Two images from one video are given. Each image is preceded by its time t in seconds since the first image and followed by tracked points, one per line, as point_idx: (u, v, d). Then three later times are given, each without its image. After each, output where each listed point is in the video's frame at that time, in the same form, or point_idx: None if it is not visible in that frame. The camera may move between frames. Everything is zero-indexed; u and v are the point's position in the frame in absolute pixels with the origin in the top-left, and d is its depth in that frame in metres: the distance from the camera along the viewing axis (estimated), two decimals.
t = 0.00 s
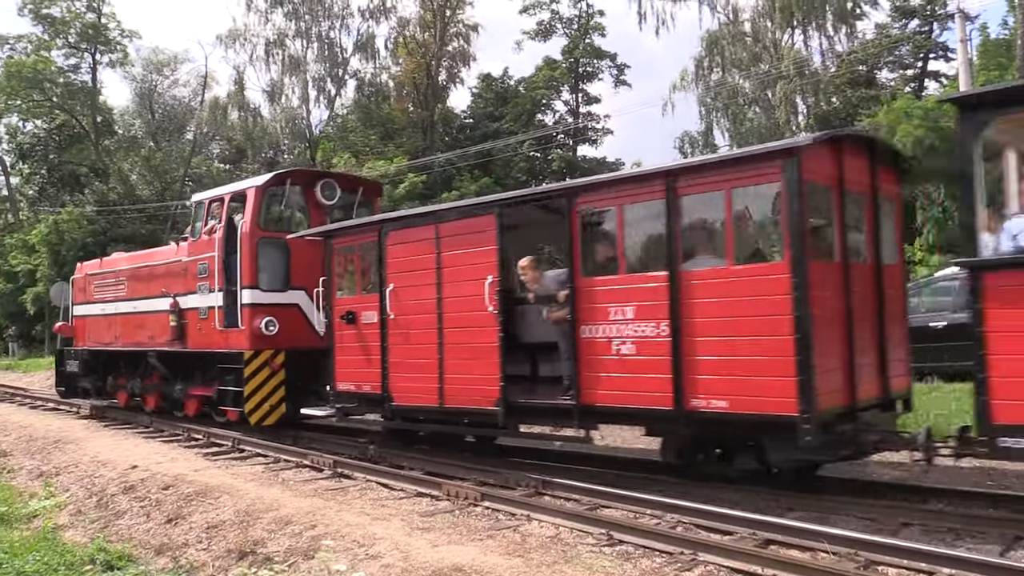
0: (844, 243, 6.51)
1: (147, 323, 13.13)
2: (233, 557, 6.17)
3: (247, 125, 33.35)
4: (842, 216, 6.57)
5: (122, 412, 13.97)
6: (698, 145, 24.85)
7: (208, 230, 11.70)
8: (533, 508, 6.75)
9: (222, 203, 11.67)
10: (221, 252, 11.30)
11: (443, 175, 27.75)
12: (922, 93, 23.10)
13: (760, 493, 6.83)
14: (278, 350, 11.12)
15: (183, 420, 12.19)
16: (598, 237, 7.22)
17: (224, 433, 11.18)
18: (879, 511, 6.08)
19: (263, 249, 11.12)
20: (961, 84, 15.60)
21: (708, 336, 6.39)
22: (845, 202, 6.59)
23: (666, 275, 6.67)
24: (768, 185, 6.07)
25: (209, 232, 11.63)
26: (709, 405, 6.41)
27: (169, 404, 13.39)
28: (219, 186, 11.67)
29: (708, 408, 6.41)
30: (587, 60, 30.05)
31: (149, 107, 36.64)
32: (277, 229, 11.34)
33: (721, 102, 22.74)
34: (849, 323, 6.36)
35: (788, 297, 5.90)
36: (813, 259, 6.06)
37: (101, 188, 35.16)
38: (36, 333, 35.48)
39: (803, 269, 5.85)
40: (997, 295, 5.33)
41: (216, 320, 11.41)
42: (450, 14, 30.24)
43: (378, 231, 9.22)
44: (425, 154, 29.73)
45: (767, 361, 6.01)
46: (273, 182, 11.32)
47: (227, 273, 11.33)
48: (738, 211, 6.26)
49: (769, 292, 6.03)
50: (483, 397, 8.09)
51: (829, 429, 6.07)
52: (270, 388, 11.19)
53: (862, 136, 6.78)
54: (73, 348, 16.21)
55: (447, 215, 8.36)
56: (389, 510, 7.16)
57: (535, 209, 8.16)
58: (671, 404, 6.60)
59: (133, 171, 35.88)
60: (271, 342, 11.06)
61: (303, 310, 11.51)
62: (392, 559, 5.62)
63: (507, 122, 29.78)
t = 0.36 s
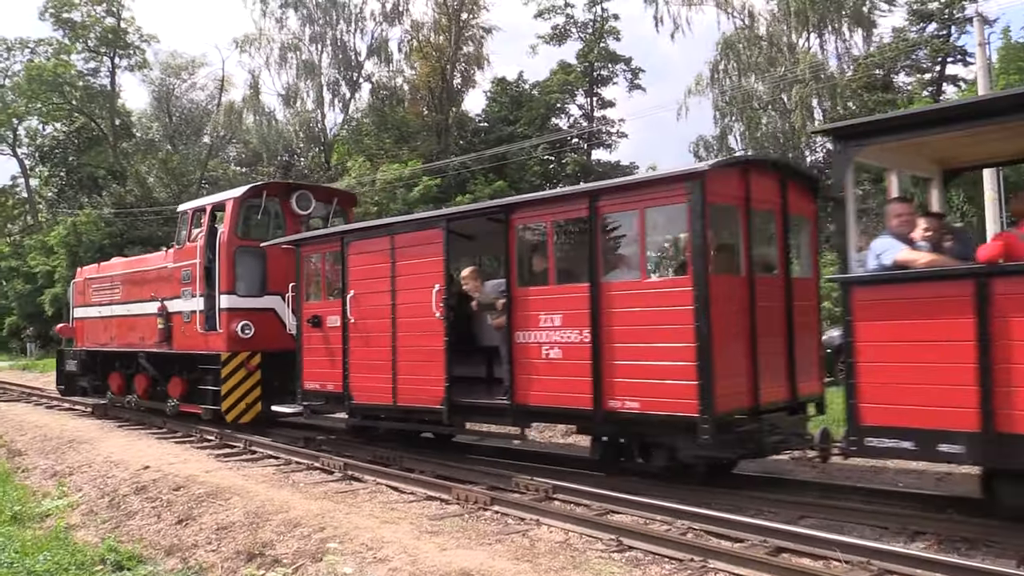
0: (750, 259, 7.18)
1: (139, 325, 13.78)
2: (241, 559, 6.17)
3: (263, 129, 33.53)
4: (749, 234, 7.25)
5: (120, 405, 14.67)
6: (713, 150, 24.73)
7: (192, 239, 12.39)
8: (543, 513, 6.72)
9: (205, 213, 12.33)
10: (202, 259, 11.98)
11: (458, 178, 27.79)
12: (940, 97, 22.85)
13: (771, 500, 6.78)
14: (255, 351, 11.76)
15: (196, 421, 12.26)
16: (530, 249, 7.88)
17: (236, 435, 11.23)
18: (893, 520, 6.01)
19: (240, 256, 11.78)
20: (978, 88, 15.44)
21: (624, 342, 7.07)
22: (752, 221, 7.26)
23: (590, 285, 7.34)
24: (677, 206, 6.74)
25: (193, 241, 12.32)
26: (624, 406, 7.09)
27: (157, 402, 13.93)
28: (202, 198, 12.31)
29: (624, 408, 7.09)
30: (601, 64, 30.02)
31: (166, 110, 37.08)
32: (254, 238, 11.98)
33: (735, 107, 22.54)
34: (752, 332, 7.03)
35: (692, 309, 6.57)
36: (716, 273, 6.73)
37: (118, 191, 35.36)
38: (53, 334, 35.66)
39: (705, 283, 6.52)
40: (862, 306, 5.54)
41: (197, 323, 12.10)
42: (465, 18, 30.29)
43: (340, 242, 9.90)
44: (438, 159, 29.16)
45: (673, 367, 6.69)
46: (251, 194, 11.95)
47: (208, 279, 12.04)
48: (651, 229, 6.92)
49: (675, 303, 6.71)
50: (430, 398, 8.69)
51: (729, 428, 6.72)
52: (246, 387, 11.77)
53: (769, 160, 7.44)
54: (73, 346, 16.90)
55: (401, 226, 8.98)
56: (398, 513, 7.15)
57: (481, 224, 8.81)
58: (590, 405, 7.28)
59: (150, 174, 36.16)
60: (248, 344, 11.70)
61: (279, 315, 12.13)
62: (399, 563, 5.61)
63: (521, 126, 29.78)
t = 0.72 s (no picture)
0: (666, 267, 7.84)
1: (131, 325, 14.37)
2: (247, 557, 6.19)
3: (278, 130, 33.92)
4: (666, 245, 7.92)
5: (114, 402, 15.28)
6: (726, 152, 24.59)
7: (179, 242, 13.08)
8: (549, 515, 6.71)
9: (190, 218, 13.06)
10: (186, 261, 12.68)
11: (470, 179, 27.88)
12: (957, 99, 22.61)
13: (780, 503, 6.72)
14: (235, 349, 12.52)
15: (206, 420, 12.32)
16: (472, 255, 8.54)
17: (246, 434, 11.26)
18: (904, 524, 5.93)
19: (222, 260, 12.51)
20: (995, 90, 15.27)
21: (552, 343, 7.72)
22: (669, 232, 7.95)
23: (522, 289, 8.02)
24: (596, 219, 7.43)
25: (179, 244, 13.02)
26: (550, 400, 7.75)
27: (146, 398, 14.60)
28: (189, 204, 13.03)
29: (550, 403, 7.75)
30: (615, 66, 29.89)
31: (182, 110, 37.44)
32: (235, 243, 12.71)
33: (749, 108, 22.33)
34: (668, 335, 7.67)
35: (607, 312, 7.27)
36: (632, 280, 7.40)
37: (133, 190, 35.56)
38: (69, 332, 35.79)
39: (620, 290, 7.20)
40: (751, 315, 6.21)
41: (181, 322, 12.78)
42: (478, 19, 30.31)
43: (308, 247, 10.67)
44: (452, 158, 29.50)
45: (593, 364, 7.35)
46: (232, 201, 12.70)
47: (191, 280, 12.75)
48: (575, 239, 7.61)
49: (595, 307, 7.40)
50: (385, 393, 9.43)
51: (642, 420, 7.30)
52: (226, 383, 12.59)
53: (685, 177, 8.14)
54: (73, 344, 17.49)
55: (362, 232, 9.69)
56: (405, 513, 7.15)
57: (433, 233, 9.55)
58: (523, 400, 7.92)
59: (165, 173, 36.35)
60: (228, 343, 12.42)
61: (257, 314, 12.84)
62: (404, 563, 5.59)
63: (535, 126, 29.68)
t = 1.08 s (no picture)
0: (599, 271, 8.45)
1: (128, 322, 15.01)
2: (256, 553, 6.22)
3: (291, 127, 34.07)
4: (599, 250, 8.53)
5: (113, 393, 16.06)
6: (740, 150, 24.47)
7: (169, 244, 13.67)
8: (557, 514, 6.70)
9: (181, 220, 13.67)
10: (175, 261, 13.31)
11: (483, 177, 27.95)
12: (975, 96, 22.40)
13: (790, 502, 6.68)
14: (220, 344, 13.04)
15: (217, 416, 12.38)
16: (426, 260, 9.30)
17: (258, 430, 11.31)
18: (913, 525, 5.89)
19: (208, 261, 13.10)
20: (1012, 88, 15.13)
21: (491, 342, 8.44)
22: (604, 239, 8.59)
23: (468, 291, 8.74)
24: (529, 226, 8.13)
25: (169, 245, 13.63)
26: (489, 394, 8.44)
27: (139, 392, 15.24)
28: (179, 207, 13.63)
29: (489, 396, 8.45)
30: (629, 63, 29.76)
31: (197, 108, 37.65)
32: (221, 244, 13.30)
33: (763, 107, 22.17)
34: (598, 333, 8.29)
35: (537, 313, 7.94)
36: (562, 284, 8.07)
37: (149, 187, 35.86)
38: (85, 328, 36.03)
39: (548, 292, 7.87)
40: (664, 317, 6.77)
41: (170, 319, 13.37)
42: (492, 16, 30.30)
43: (286, 250, 11.44)
44: (465, 155, 29.54)
45: (525, 360, 8.02)
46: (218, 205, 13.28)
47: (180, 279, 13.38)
48: (512, 245, 8.32)
49: (527, 307, 8.08)
50: (348, 386, 10.13)
51: (571, 413, 7.94)
52: (212, 377, 13.06)
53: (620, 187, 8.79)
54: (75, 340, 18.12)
55: (330, 236, 10.46)
56: (414, 511, 7.17)
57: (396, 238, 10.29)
58: (466, 393, 8.64)
59: (180, 171, 36.57)
60: (213, 338, 12.96)
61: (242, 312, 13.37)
62: (411, 561, 5.61)
63: (548, 124, 29.62)
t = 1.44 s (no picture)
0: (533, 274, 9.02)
1: (119, 319, 15.72)
2: (259, 549, 6.25)
3: (298, 125, 34.08)
4: (535, 254, 9.11)
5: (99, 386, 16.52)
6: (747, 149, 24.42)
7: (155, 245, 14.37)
8: (559, 512, 6.71)
9: (166, 223, 14.38)
10: (159, 262, 14.01)
11: (490, 174, 27.91)
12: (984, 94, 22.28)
13: (792, 502, 6.66)
14: (202, 342, 13.79)
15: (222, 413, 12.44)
16: (379, 262, 9.89)
17: (262, 427, 11.36)
18: (916, 525, 5.89)
19: (191, 262, 13.79)
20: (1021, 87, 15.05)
21: (434, 338, 9.04)
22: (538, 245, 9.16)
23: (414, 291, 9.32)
24: (467, 232, 8.73)
25: (155, 246, 14.34)
26: (433, 386, 9.04)
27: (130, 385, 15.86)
28: (164, 210, 14.32)
29: (432, 389, 9.05)
30: (636, 61, 29.69)
31: (205, 105, 37.79)
32: (203, 246, 14.01)
33: (770, 104, 22.08)
34: (531, 331, 8.86)
35: (473, 313, 8.53)
36: (497, 286, 8.64)
37: (157, 184, 36.02)
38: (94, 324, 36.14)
39: (483, 292, 8.45)
40: (579, 319, 7.32)
41: (155, 316, 14.08)
42: (500, 13, 30.25)
43: (260, 254, 12.18)
44: (472, 153, 29.49)
45: (462, 355, 8.62)
46: (200, 209, 13.98)
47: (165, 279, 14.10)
48: (453, 249, 8.92)
49: (465, 306, 8.68)
50: (310, 378, 10.89)
51: (503, 405, 8.50)
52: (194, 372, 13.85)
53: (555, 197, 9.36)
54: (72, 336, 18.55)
55: (297, 241, 11.09)
56: (416, 508, 7.19)
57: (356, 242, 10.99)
58: (411, 385, 9.27)
59: (188, 168, 36.73)
60: (195, 335, 13.66)
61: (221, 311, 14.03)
62: (412, 558, 5.64)
63: (555, 122, 29.52)
